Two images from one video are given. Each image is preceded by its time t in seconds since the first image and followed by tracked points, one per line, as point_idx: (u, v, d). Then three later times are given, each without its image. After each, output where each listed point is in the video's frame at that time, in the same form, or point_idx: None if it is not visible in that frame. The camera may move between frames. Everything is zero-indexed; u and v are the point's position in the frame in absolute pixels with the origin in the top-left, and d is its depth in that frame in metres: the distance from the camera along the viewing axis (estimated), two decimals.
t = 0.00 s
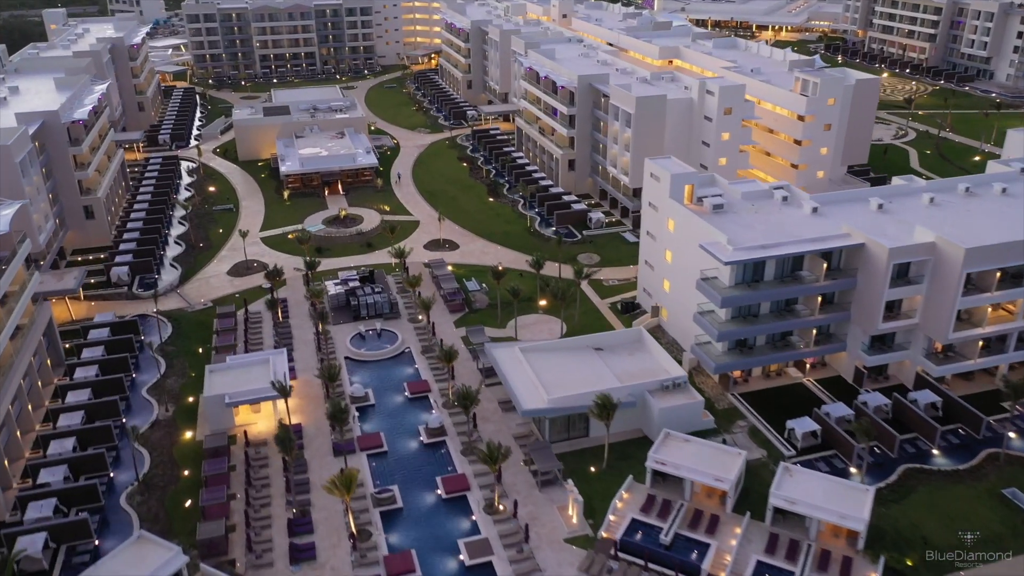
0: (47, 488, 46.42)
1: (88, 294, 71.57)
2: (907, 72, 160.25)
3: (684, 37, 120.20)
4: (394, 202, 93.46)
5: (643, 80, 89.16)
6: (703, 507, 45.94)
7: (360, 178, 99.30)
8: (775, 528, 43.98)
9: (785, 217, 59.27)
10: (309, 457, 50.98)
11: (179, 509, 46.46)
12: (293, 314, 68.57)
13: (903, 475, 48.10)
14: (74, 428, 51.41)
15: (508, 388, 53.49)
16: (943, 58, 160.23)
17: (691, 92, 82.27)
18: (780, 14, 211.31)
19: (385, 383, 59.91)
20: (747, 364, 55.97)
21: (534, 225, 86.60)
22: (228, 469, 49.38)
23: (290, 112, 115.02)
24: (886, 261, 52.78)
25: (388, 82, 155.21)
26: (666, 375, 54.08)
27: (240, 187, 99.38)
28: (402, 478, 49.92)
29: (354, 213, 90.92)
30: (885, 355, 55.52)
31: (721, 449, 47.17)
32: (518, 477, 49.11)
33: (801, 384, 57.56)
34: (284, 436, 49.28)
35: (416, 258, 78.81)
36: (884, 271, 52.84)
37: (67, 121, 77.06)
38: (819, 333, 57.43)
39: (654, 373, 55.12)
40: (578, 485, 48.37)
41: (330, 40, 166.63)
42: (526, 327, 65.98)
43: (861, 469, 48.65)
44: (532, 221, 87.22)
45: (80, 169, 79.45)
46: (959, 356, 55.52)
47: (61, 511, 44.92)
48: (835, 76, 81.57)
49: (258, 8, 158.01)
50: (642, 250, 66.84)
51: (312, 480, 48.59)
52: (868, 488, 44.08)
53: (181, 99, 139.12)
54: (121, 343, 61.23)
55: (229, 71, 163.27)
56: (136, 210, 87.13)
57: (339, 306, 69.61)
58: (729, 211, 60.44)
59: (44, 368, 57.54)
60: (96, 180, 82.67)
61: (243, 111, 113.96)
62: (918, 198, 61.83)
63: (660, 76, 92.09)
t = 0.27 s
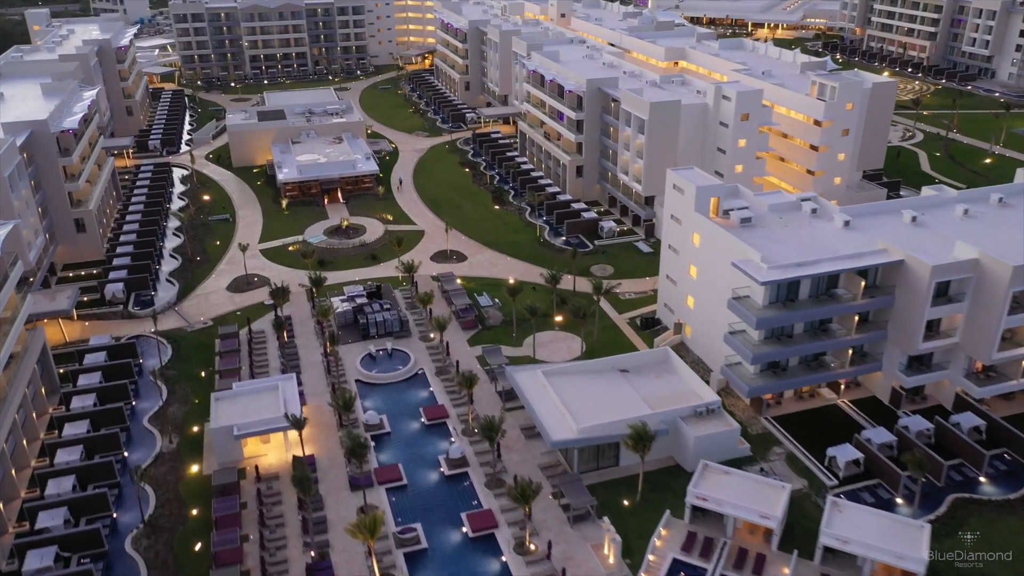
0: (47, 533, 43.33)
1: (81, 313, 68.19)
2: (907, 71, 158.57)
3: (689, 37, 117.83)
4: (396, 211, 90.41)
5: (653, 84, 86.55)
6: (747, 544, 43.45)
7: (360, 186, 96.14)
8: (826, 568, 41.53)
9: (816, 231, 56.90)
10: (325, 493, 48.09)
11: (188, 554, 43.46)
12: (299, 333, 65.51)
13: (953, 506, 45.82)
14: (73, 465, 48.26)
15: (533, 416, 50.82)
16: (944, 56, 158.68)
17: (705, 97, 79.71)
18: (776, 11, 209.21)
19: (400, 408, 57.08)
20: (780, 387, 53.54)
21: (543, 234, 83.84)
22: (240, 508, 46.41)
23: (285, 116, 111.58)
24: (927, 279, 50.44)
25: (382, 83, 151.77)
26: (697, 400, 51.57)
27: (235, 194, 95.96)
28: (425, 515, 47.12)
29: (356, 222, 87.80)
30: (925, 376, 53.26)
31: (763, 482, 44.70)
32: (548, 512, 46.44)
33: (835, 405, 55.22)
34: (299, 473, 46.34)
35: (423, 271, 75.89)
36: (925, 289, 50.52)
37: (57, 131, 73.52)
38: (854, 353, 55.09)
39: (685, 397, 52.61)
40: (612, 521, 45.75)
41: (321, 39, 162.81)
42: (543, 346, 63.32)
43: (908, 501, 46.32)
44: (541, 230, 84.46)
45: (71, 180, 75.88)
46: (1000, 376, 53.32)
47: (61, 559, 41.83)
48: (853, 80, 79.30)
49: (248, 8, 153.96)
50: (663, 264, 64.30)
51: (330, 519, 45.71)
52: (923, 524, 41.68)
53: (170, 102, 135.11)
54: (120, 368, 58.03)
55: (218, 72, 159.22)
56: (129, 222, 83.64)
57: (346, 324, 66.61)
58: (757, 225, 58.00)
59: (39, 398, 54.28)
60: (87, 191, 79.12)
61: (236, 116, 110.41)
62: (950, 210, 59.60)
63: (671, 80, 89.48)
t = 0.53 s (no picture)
0: None
1: (75, 335, 64.85)
2: (907, 69, 156.95)
3: (693, 37, 115.39)
4: (400, 220, 87.40)
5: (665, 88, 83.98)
6: None
7: (360, 194, 93.02)
8: None
9: (851, 247, 54.52)
10: (344, 534, 45.22)
11: None
12: (306, 354, 62.47)
13: (1008, 540, 43.59)
14: (73, 507, 45.14)
15: (562, 447, 48.17)
16: (944, 55, 157.17)
17: (720, 102, 77.18)
18: (770, 8, 207.14)
19: (417, 436, 54.24)
20: (818, 411, 51.14)
21: (554, 245, 81.11)
22: (254, 552, 43.46)
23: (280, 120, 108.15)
24: (973, 299, 48.12)
25: (376, 84, 148.37)
26: (734, 428, 49.06)
27: (231, 204, 92.57)
28: (452, 556, 44.33)
29: (358, 233, 84.72)
30: (968, 399, 51.01)
31: (812, 519, 42.34)
32: (583, 552, 43.83)
33: (873, 429, 52.92)
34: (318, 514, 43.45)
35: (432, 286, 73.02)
36: (971, 310, 48.20)
37: (46, 142, 69.98)
38: (893, 375, 52.78)
39: (719, 424, 50.12)
40: (651, 560, 43.20)
41: (312, 39, 159.08)
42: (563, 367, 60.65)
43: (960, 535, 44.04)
44: (551, 240, 81.73)
45: (61, 194, 72.39)
46: None
47: None
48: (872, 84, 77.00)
49: (237, 7, 150.03)
50: (687, 280, 61.82)
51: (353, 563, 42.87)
52: (984, 564, 39.35)
53: (159, 105, 131.19)
54: (119, 398, 54.84)
55: (207, 73, 155.20)
56: (122, 235, 80.18)
57: (355, 344, 63.64)
58: (788, 240, 55.56)
59: (33, 432, 51.05)
60: (77, 204, 75.59)
61: (229, 121, 106.88)
62: (986, 222, 57.36)
63: (682, 84, 86.95)
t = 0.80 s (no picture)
0: None
1: (69, 359, 61.65)
2: (907, 68, 155.72)
3: (697, 38, 113.08)
4: (403, 230, 84.61)
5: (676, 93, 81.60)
6: None
7: (361, 203, 90.13)
8: None
9: (887, 263, 52.32)
10: None
11: None
12: (314, 377, 59.64)
13: None
14: (74, 552, 42.05)
15: (593, 479, 45.67)
16: (943, 53, 155.91)
17: (736, 108, 74.86)
18: (766, 6, 205.39)
19: (436, 465, 51.58)
20: (857, 437, 48.88)
21: (564, 255, 78.56)
22: None
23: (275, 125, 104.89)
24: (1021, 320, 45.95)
25: (370, 86, 145.20)
26: (772, 458, 46.70)
27: (227, 214, 89.40)
28: None
29: (361, 243, 81.79)
30: (1012, 422, 48.90)
31: (864, 557, 40.20)
32: None
33: (913, 454, 50.80)
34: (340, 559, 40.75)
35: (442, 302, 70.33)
36: (1019, 331, 46.06)
37: (35, 154, 66.65)
38: (933, 397, 50.61)
39: (755, 452, 47.81)
40: None
41: (304, 40, 155.62)
42: (584, 388, 58.14)
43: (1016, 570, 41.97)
44: (562, 251, 79.16)
45: (51, 208, 69.03)
46: None
47: None
48: (891, 89, 74.84)
49: (226, 7, 146.31)
50: (711, 295, 59.54)
51: None
52: None
53: (147, 109, 127.46)
54: (119, 429, 51.77)
55: (196, 75, 151.43)
56: (116, 249, 76.88)
57: (366, 365, 60.87)
58: (821, 256, 53.29)
59: (29, 469, 48.00)
60: (69, 218, 72.25)
61: (223, 127, 103.56)
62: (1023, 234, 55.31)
63: (693, 88, 84.63)
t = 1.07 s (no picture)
0: None
1: (65, 387, 58.33)
2: (907, 67, 154.08)
3: (703, 40, 110.55)
4: (409, 242, 81.67)
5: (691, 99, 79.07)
6: None
7: (364, 213, 87.11)
8: None
9: (929, 282, 50.04)
10: None
11: None
12: (325, 404, 56.75)
13: None
14: None
15: (633, 516, 43.15)
16: (943, 52, 154.38)
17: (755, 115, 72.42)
18: (760, 3, 203.32)
19: (459, 500, 48.85)
20: (905, 467, 46.60)
21: (578, 268, 75.96)
22: None
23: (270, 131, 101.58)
24: None
25: (364, 88, 141.82)
26: (820, 493, 44.20)
27: (224, 225, 86.08)
28: None
29: (366, 256, 78.84)
30: None
31: None
32: None
33: (960, 482, 48.64)
34: None
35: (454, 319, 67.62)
36: None
37: (26, 167, 63.20)
38: (980, 423, 48.45)
39: (801, 485, 45.32)
40: None
41: (295, 40, 151.92)
42: (609, 413, 55.62)
43: None
44: (575, 263, 76.54)
45: (42, 225, 65.60)
46: None
47: None
48: (914, 94, 72.59)
49: (215, 7, 142.38)
50: (740, 313, 57.13)
51: None
52: None
53: (135, 114, 123.51)
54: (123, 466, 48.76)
55: (184, 77, 147.47)
56: (109, 266, 73.47)
57: (379, 390, 58.03)
58: (860, 275, 50.93)
59: (27, 513, 44.89)
60: (60, 234, 68.86)
61: (216, 134, 100.08)
62: None
63: (706, 93, 82.22)
